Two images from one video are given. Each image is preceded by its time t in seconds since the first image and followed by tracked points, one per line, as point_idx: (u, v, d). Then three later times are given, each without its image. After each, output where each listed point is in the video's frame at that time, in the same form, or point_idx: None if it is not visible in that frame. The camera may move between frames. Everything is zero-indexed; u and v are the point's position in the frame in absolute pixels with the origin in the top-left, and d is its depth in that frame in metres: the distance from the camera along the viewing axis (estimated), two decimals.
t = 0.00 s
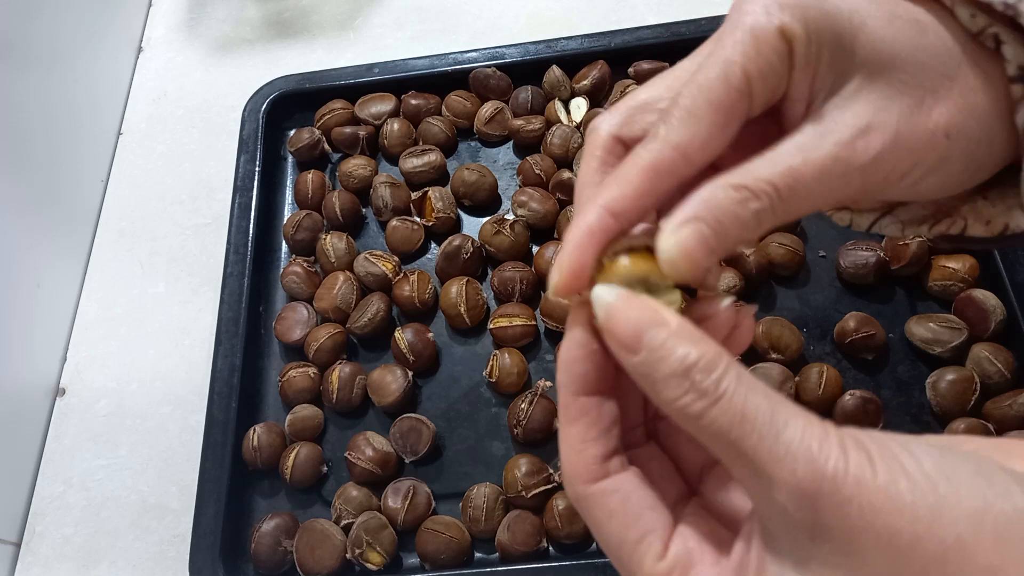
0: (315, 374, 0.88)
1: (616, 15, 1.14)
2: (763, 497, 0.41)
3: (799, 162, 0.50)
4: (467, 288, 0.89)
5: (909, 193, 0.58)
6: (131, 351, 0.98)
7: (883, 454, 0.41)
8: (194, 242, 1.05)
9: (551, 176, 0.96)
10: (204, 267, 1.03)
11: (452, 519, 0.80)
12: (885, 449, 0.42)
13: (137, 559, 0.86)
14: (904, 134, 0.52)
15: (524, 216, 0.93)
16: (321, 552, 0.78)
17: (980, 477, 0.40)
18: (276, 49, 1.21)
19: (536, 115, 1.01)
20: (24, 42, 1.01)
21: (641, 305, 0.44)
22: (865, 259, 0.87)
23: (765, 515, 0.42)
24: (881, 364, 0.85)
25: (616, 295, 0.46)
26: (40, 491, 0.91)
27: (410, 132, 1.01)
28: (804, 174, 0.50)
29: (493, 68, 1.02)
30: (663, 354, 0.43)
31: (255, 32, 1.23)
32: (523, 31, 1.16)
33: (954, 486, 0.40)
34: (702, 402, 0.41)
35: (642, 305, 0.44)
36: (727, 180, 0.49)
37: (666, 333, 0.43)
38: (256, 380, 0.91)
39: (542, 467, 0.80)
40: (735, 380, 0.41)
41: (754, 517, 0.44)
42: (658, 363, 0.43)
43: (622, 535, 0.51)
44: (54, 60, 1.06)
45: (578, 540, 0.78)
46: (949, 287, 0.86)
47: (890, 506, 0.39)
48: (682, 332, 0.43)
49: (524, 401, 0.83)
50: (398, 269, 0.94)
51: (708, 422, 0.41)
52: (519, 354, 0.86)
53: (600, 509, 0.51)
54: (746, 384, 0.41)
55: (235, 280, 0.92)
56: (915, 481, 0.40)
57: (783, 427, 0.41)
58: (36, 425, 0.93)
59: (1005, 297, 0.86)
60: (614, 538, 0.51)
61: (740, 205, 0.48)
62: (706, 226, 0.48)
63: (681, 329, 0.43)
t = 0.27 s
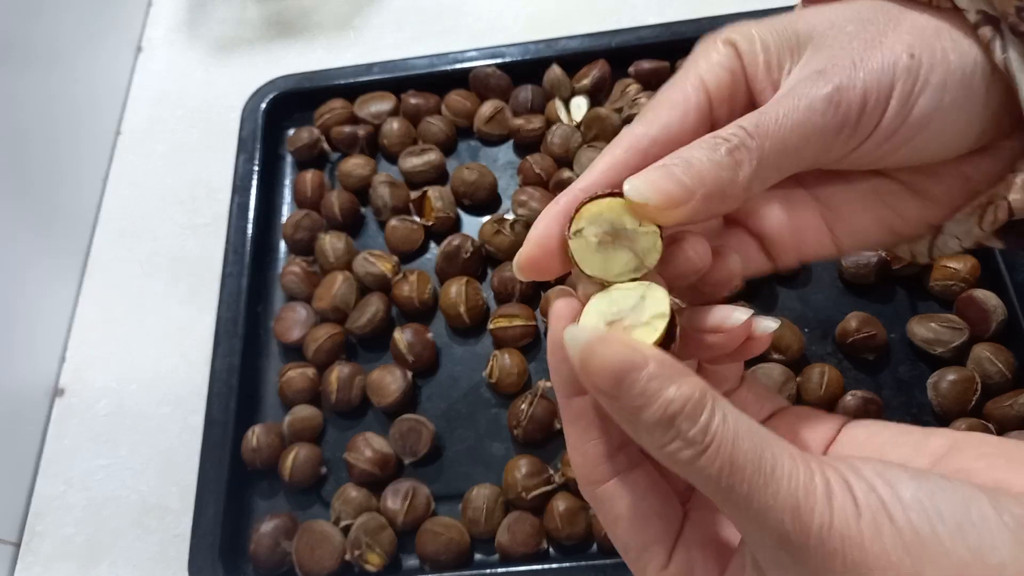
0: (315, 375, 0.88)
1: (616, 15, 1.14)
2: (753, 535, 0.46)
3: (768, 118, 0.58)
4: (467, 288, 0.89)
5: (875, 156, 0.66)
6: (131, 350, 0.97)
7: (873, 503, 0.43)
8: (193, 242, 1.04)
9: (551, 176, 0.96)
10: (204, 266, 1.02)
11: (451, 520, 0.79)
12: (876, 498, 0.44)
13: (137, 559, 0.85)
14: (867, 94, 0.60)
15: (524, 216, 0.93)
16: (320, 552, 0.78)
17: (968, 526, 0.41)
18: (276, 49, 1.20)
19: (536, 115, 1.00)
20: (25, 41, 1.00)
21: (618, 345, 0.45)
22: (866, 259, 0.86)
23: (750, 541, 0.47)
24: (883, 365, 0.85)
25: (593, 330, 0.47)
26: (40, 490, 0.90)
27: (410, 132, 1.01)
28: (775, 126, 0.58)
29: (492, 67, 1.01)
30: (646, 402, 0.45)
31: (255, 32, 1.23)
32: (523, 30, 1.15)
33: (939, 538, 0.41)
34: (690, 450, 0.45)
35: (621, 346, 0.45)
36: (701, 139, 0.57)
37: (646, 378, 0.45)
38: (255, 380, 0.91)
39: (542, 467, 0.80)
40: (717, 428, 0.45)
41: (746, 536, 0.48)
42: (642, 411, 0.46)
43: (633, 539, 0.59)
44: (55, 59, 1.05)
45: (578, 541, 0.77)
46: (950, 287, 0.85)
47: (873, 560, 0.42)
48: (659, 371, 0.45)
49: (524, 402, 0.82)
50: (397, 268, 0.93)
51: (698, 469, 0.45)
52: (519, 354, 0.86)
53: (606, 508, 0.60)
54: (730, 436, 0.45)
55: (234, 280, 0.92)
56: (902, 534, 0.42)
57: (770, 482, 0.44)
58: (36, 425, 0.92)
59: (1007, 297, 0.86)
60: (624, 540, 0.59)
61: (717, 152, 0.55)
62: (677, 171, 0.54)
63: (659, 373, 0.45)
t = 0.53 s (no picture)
0: (314, 375, 0.88)
1: (616, 14, 1.13)
2: (774, 543, 0.46)
3: (796, 126, 0.57)
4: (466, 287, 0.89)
5: (899, 168, 0.67)
6: (131, 350, 0.97)
7: (889, 505, 0.43)
8: (193, 242, 1.04)
9: (551, 176, 0.95)
10: (204, 266, 1.02)
11: (452, 520, 0.79)
12: (891, 500, 0.43)
13: (137, 559, 0.85)
14: (887, 97, 0.60)
15: (524, 216, 0.93)
16: (320, 553, 0.77)
17: (987, 526, 0.41)
18: (275, 48, 1.20)
19: (536, 114, 1.00)
20: (26, 41, 1.00)
21: (620, 369, 0.46)
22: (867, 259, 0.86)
23: (770, 547, 0.47)
24: (883, 365, 0.84)
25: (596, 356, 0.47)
26: (40, 490, 0.90)
27: (409, 131, 1.01)
28: (804, 135, 0.57)
29: (492, 67, 1.01)
30: (653, 423, 0.45)
31: (254, 31, 1.22)
32: (523, 30, 1.15)
33: (958, 541, 0.41)
34: (700, 470, 0.45)
35: (622, 370, 0.46)
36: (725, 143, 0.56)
37: (649, 401, 0.45)
38: (255, 380, 0.90)
39: (542, 468, 0.80)
40: (726, 443, 0.44)
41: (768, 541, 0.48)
42: (650, 434, 0.46)
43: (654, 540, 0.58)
44: (57, 58, 1.05)
45: (578, 541, 0.77)
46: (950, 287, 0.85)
47: (892, 568, 0.42)
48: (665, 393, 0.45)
49: (524, 403, 0.82)
50: (397, 268, 0.93)
51: (711, 485, 0.45)
52: (518, 354, 0.86)
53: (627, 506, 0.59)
54: (740, 451, 0.44)
55: (234, 280, 0.92)
56: (920, 539, 0.42)
57: (784, 493, 0.44)
58: (36, 424, 0.92)
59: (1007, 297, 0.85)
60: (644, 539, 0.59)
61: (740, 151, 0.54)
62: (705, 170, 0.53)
63: (662, 393, 0.45)
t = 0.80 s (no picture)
0: (314, 375, 0.88)
1: (616, 13, 1.13)
2: (783, 552, 0.46)
3: (815, 128, 0.56)
4: (467, 288, 0.89)
5: (918, 170, 0.66)
6: (130, 350, 0.97)
7: (900, 514, 0.43)
8: (193, 242, 1.04)
9: (551, 176, 0.95)
10: (204, 266, 1.02)
11: (451, 521, 0.79)
12: (902, 509, 0.43)
13: (137, 560, 0.85)
14: (904, 100, 0.59)
15: (524, 216, 0.93)
16: (320, 553, 0.77)
17: (999, 534, 0.40)
18: (275, 48, 1.20)
19: (536, 114, 1.00)
20: (25, 41, 1.00)
21: (621, 379, 0.46)
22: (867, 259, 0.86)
23: (780, 556, 0.46)
24: (883, 365, 0.84)
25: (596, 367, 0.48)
26: (39, 490, 0.90)
27: (409, 131, 1.01)
28: (823, 138, 0.56)
29: (492, 67, 1.01)
30: (657, 432, 0.45)
31: (254, 31, 1.22)
32: (523, 30, 1.15)
33: (970, 551, 0.40)
34: (706, 479, 0.45)
35: (622, 380, 0.46)
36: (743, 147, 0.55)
37: (652, 411, 0.45)
38: (255, 380, 0.90)
39: (542, 468, 0.80)
40: (731, 452, 0.44)
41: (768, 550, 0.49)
42: (654, 443, 0.46)
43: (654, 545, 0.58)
44: (57, 58, 1.05)
45: (578, 542, 0.77)
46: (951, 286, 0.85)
47: None
48: (665, 402, 0.45)
49: (524, 403, 0.82)
50: (397, 268, 0.93)
51: (718, 494, 0.45)
52: (518, 353, 0.86)
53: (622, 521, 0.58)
54: (745, 459, 0.44)
55: (234, 280, 0.92)
56: (932, 550, 0.41)
57: (791, 502, 0.43)
58: (36, 424, 0.92)
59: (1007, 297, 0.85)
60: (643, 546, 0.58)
61: (760, 154, 0.53)
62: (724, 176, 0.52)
63: (664, 402, 0.45)
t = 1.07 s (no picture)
0: (314, 375, 0.88)
1: (616, 14, 1.13)
2: (791, 551, 0.46)
3: (831, 128, 0.56)
4: (468, 288, 0.89)
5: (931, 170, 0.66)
6: (130, 350, 0.97)
7: (910, 512, 0.42)
8: (193, 242, 1.04)
9: (551, 176, 0.95)
10: (204, 266, 1.02)
11: (452, 521, 0.79)
12: (912, 506, 0.42)
13: (136, 559, 0.85)
14: (918, 100, 0.59)
15: (524, 216, 0.93)
16: (320, 553, 0.77)
17: (1013, 534, 0.40)
18: (275, 48, 1.20)
19: (536, 114, 1.00)
20: (26, 41, 1.00)
21: (627, 377, 0.46)
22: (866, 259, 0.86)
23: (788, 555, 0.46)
24: (883, 365, 0.84)
25: (601, 364, 0.48)
26: (39, 490, 0.90)
27: (409, 131, 1.01)
28: (839, 138, 0.56)
29: (492, 67, 1.01)
30: (662, 430, 0.45)
31: (254, 31, 1.22)
32: (523, 30, 1.15)
33: (982, 549, 0.40)
34: (712, 477, 0.45)
35: (629, 377, 0.46)
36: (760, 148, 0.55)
37: (657, 408, 0.45)
38: (255, 380, 0.90)
39: (542, 468, 0.80)
40: (737, 451, 0.44)
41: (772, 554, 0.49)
42: (659, 441, 0.46)
43: (652, 543, 0.58)
44: (56, 58, 1.05)
45: (578, 542, 0.77)
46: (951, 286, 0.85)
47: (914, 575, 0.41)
48: (671, 399, 0.45)
49: (524, 403, 0.82)
50: (397, 268, 0.93)
51: (725, 492, 0.45)
52: (518, 353, 0.86)
53: (619, 521, 0.58)
54: (752, 457, 0.44)
55: (234, 280, 0.92)
56: (942, 548, 0.41)
57: (799, 500, 0.43)
58: (36, 424, 0.92)
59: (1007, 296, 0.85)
60: (641, 545, 0.58)
61: (779, 155, 0.53)
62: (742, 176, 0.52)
63: (670, 400, 0.45)
